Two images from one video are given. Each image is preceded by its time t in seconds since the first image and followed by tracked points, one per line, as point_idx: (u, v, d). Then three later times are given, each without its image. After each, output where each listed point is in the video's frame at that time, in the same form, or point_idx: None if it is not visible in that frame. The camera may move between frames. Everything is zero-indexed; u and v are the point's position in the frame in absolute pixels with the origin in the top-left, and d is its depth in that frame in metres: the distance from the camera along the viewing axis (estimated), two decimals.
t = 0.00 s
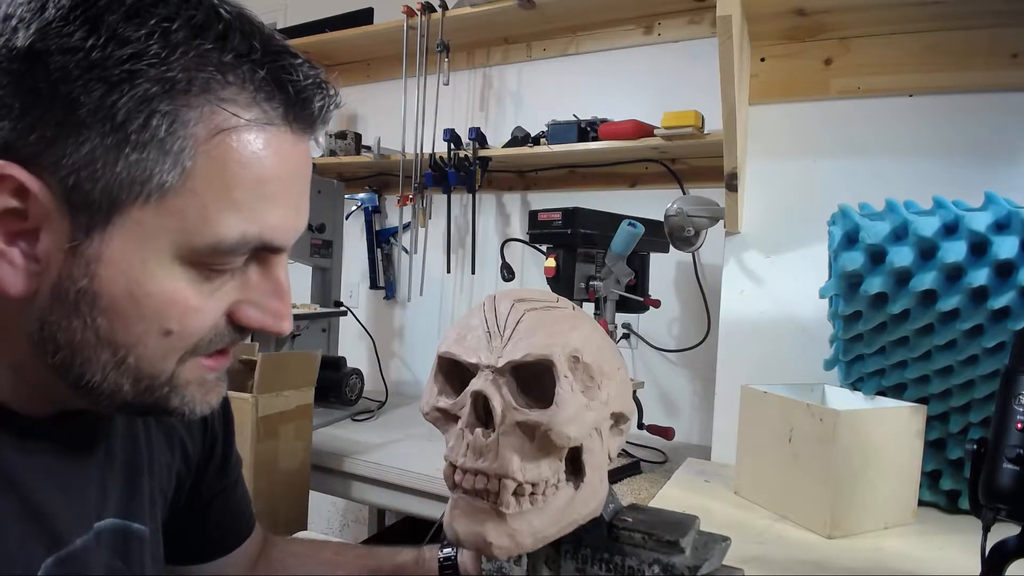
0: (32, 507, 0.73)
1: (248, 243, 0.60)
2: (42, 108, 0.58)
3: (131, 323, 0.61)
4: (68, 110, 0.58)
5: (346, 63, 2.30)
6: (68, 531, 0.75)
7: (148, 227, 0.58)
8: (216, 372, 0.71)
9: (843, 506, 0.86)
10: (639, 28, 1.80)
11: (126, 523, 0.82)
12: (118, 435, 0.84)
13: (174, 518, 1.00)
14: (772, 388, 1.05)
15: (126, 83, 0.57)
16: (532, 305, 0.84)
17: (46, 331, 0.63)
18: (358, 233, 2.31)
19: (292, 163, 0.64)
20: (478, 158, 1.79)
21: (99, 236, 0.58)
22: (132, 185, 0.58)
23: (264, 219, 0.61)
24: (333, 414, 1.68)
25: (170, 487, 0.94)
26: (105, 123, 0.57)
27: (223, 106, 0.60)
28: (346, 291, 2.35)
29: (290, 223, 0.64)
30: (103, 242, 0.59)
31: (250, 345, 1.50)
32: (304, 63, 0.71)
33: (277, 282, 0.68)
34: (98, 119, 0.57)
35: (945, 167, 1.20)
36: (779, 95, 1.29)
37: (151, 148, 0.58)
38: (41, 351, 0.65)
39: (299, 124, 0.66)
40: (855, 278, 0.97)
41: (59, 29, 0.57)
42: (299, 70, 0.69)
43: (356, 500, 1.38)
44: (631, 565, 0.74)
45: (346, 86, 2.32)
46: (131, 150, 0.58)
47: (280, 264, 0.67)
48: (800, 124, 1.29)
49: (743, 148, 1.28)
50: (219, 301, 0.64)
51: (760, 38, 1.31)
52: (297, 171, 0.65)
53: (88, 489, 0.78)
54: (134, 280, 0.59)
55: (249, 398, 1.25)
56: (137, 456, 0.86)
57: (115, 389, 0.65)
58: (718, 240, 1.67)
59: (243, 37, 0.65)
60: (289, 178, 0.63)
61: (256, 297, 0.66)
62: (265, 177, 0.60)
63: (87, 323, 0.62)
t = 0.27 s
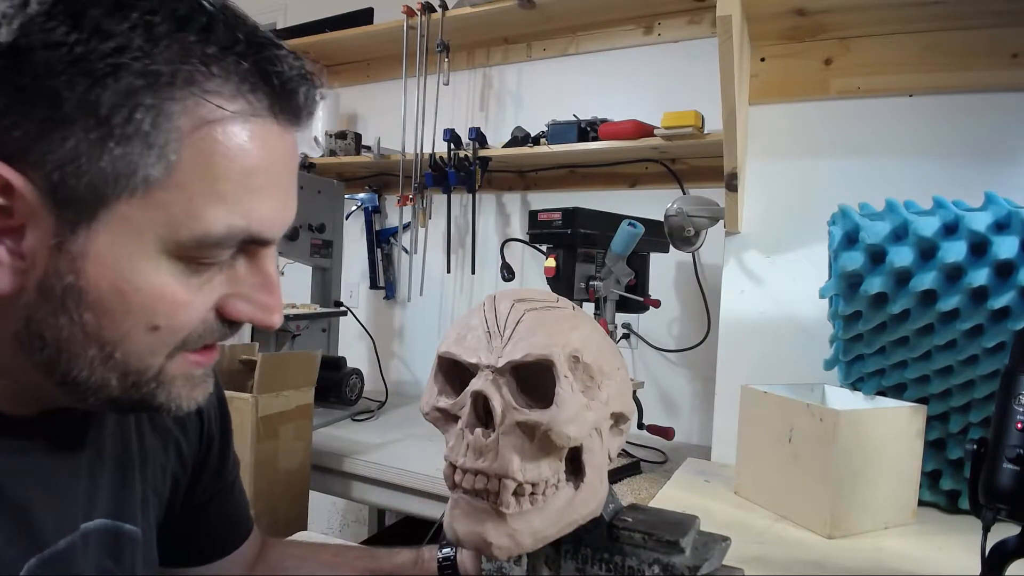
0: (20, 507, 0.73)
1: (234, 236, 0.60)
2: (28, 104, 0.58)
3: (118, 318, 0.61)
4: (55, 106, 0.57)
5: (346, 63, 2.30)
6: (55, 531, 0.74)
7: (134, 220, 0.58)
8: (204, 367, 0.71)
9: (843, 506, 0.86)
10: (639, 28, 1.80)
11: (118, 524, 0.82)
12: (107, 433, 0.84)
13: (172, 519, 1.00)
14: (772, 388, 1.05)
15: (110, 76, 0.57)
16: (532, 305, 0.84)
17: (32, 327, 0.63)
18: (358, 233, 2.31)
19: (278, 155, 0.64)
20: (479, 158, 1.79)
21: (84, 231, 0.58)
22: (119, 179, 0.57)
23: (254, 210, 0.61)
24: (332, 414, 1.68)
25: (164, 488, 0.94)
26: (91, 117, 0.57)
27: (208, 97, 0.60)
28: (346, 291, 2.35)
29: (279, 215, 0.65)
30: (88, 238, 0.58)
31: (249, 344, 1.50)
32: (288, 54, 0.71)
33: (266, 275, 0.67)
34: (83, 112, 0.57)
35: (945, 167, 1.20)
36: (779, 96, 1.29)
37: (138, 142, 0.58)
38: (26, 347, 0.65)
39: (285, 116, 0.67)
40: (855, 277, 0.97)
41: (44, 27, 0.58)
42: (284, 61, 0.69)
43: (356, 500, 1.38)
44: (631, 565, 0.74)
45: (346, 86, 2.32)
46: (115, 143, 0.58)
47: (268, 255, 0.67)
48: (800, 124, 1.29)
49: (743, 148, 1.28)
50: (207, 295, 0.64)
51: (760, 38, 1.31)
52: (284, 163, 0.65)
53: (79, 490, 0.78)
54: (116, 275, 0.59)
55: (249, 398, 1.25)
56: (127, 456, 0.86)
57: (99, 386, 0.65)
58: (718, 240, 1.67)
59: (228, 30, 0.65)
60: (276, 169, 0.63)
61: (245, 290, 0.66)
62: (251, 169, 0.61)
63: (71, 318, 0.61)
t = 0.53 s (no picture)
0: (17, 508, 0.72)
1: (233, 231, 0.60)
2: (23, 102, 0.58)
3: (114, 319, 0.61)
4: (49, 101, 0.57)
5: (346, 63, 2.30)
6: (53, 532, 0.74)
7: (130, 218, 0.58)
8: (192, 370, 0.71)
9: (843, 506, 0.85)
10: (639, 28, 1.80)
11: (116, 524, 0.82)
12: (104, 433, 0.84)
13: (171, 517, 1.00)
14: (772, 388, 1.05)
15: (102, 72, 0.57)
16: (532, 306, 0.84)
17: (27, 327, 0.63)
18: (358, 233, 2.31)
19: (274, 148, 0.63)
20: (479, 158, 1.79)
21: (80, 229, 0.58)
22: (115, 175, 0.57)
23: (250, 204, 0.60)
24: (333, 414, 1.68)
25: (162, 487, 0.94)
26: (86, 113, 0.57)
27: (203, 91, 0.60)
28: (346, 291, 2.35)
29: (276, 209, 0.64)
30: (84, 235, 0.58)
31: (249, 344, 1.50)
32: (285, 45, 0.71)
33: (263, 271, 0.67)
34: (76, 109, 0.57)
35: (945, 167, 1.20)
36: (779, 96, 1.29)
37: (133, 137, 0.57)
38: (23, 348, 0.65)
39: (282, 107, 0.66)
40: (855, 277, 0.97)
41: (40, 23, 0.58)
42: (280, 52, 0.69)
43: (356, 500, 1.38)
44: (632, 565, 0.74)
45: (346, 86, 2.32)
46: (111, 138, 0.57)
47: (266, 251, 0.67)
48: (799, 124, 1.30)
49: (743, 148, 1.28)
50: (206, 292, 0.63)
51: (760, 38, 1.31)
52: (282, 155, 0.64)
53: (77, 489, 0.78)
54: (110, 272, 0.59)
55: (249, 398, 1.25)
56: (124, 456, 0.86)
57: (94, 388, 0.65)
58: (718, 240, 1.67)
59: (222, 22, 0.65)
60: (272, 162, 0.63)
61: (243, 287, 0.66)
62: (247, 161, 0.60)
63: (67, 317, 0.61)
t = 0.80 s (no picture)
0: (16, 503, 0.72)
1: (224, 227, 0.58)
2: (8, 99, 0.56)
3: (109, 313, 0.59)
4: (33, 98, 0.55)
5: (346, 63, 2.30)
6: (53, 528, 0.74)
7: (121, 214, 0.56)
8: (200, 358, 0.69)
9: (843, 506, 0.85)
10: (639, 28, 1.80)
11: (114, 521, 0.81)
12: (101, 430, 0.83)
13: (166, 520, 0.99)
14: (772, 388, 1.05)
15: (86, 65, 0.55)
16: (532, 306, 0.84)
17: (23, 324, 0.61)
18: (358, 233, 2.31)
19: (267, 142, 0.62)
20: (479, 158, 1.79)
21: (71, 226, 0.56)
22: (103, 169, 0.55)
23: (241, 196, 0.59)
24: (333, 414, 1.68)
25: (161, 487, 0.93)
26: (72, 107, 0.55)
27: (191, 83, 0.58)
28: (346, 291, 2.35)
29: (271, 205, 0.62)
30: (76, 232, 0.56)
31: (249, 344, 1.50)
32: (274, 39, 0.69)
33: (259, 266, 0.65)
34: (61, 103, 0.55)
35: (945, 168, 1.20)
36: (779, 96, 1.29)
37: (119, 130, 0.56)
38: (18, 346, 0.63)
39: (273, 99, 0.64)
40: (855, 278, 0.97)
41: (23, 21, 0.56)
42: (270, 47, 0.67)
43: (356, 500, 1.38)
44: (631, 565, 0.74)
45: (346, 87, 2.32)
46: (97, 133, 0.56)
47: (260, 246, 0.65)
48: (799, 124, 1.29)
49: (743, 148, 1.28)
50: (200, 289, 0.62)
51: (760, 38, 1.30)
52: (274, 148, 0.63)
53: (74, 487, 0.77)
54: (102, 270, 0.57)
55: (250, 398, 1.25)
56: (122, 453, 0.85)
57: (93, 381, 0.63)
58: (718, 240, 1.67)
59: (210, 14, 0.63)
60: (266, 157, 0.61)
61: (238, 282, 0.64)
62: (239, 156, 0.58)
63: (62, 314, 0.59)
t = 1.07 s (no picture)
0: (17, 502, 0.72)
1: (227, 226, 0.59)
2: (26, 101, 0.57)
3: (110, 310, 0.59)
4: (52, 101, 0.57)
5: (346, 63, 2.30)
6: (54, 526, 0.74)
7: (124, 210, 0.56)
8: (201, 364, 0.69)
9: (843, 506, 0.85)
10: (639, 28, 1.80)
11: (115, 523, 0.81)
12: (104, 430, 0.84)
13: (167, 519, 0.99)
14: (772, 388, 1.05)
15: (100, 71, 0.57)
16: (532, 305, 0.84)
17: (25, 323, 0.62)
18: (358, 233, 2.31)
19: (270, 143, 0.62)
20: (478, 158, 1.79)
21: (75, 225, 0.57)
22: (113, 170, 0.56)
23: (250, 196, 0.60)
24: (333, 415, 1.68)
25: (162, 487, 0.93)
26: (86, 111, 0.57)
27: (201, 86, 0.59)
28: (346, 291, 2.35)
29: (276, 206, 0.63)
30: (78, 231, 0.57)
31: (249, 344, 1.50)
32: (279, 44, 0.70)
33: (260, 269, 0.65)
34: (78, 107, 0.57)
35: (945, 168, 1.20)
36: (778, 95, 1.29)
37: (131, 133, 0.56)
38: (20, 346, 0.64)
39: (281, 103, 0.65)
40: (855, 277, 0.97)
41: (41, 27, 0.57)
42: (275, 49, 0.68)
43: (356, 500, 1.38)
44: (632, 565, 0.74)
45: (346, 87, 2.33)
46: (110, 135, 0.56)
47: (262, 248, 0.65)
48: (800, 124, 1.29)
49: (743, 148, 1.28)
50: (200, 290, 0.62)
51: (760, 38, 1.30)
52: (280, 149, 0.64)
53: (75, 487, 0.78)
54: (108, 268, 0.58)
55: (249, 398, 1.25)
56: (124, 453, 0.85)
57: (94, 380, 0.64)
58: (718, 240, 1.67)
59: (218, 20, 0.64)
60: (268, 156, 0.62)
61: (239, 284, 0.64)
62: (243, 156, 0.59)
63: (64, 311, 0.60)
